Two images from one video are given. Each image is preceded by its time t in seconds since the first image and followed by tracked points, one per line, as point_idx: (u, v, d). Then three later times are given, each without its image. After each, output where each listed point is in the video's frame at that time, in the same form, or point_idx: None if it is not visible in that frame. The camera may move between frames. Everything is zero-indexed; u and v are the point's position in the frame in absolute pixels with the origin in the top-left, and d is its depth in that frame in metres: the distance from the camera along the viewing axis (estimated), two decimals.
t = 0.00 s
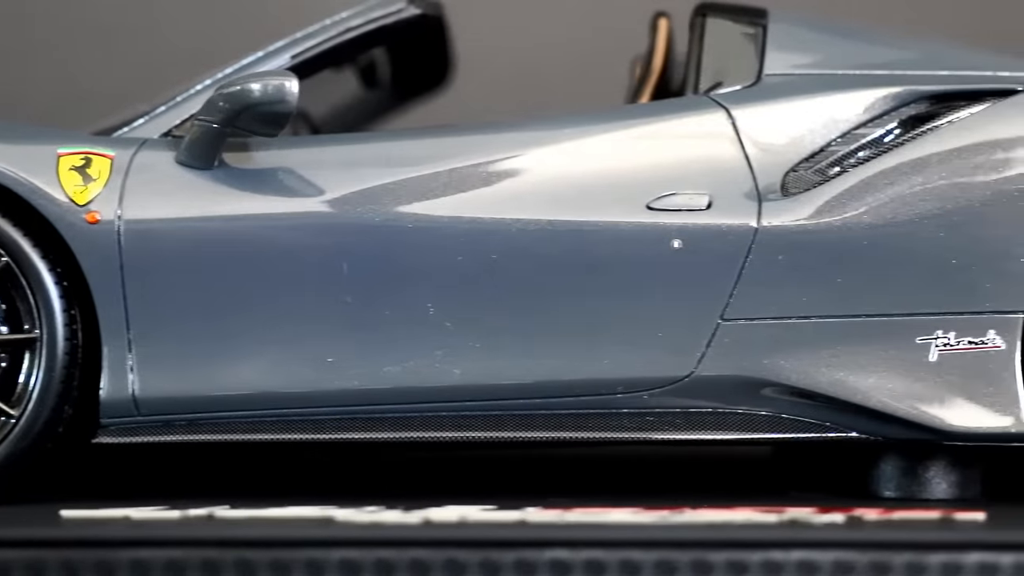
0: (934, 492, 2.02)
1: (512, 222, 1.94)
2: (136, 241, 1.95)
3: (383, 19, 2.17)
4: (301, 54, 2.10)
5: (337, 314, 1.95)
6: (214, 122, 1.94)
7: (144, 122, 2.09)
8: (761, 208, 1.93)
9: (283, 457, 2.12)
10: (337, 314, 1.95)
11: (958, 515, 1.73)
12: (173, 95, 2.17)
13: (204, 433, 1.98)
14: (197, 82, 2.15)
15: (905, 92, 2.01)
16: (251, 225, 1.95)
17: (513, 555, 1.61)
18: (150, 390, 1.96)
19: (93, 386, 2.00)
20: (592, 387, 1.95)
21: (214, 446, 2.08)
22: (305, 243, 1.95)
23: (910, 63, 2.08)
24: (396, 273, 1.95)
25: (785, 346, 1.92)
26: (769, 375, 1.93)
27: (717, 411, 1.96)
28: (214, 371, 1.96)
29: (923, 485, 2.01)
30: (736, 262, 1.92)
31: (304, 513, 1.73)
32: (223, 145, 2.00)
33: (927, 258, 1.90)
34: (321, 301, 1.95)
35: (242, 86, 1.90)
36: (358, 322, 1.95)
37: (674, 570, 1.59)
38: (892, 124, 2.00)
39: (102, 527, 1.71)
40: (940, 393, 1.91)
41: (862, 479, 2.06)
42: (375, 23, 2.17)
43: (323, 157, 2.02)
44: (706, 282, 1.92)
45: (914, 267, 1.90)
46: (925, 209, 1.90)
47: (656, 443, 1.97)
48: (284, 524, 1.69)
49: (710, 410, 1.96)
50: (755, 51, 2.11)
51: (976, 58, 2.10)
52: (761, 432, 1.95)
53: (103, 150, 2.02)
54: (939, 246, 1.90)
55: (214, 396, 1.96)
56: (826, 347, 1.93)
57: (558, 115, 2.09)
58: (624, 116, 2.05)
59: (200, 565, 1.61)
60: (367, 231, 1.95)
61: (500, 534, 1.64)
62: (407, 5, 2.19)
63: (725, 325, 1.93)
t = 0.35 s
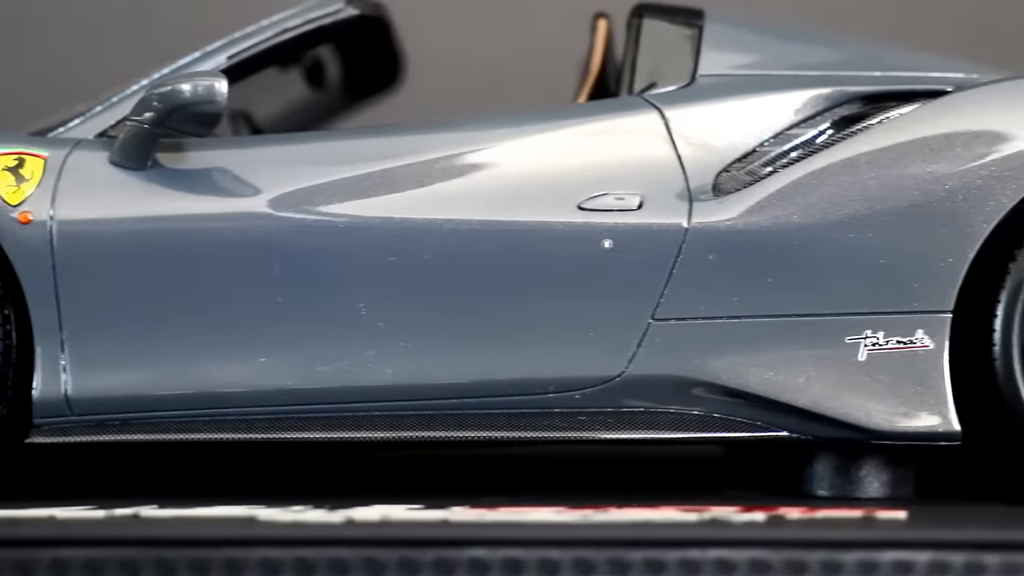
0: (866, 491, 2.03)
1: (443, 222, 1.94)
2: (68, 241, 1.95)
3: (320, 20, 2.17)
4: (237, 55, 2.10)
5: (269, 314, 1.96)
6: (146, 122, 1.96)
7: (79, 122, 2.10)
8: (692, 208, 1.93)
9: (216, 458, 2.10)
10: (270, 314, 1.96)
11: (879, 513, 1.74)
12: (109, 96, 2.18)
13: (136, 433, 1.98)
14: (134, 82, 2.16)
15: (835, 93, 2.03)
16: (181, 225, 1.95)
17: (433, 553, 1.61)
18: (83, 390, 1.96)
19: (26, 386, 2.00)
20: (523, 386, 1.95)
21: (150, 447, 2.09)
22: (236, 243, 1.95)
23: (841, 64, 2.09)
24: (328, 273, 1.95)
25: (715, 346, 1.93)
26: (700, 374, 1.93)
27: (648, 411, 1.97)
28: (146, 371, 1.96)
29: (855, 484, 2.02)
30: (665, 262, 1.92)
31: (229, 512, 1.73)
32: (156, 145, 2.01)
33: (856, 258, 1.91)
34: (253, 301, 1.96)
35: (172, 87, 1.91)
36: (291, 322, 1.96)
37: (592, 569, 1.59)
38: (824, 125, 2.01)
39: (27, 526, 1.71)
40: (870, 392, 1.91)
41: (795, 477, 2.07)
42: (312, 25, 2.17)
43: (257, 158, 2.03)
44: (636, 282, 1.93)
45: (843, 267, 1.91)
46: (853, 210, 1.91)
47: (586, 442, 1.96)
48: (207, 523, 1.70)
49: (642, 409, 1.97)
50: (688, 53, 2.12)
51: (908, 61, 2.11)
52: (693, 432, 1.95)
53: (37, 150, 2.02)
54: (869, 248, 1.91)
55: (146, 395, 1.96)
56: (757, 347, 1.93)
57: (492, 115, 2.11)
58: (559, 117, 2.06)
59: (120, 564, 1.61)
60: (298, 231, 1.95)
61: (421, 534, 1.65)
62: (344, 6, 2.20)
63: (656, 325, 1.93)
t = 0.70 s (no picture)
0: (796, 490, 2.04)
1: (371, 223, 1.95)
2: None
3: (253, 21, 2.17)
4: (169, 55, 2.10)
5: (198, 314, 1.96)
6: (74, 122, 1.97)
7: (11, 122, 2.10)
8: (619, 208, 1.94)
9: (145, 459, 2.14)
10: (198, 314, 1.96)
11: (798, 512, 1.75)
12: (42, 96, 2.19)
13: (66, 433, 1.99)
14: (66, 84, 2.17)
15: (764, 94, 2.03)
16: (107, 226, 1.96)
17: (348, 552, 1.61)
18: (12, 391, 1.97)
19: None
20: (451, 386, 1.96)
21: (82, 448, 2.09)
22: (165, 243, 1.96)
23: (771, 67, 2.10)
24: (256, 273, 1.96)
25: (643, 345, 1.93)
26: (628, 374, 1.94)
27: (576, 411, 1.97)
28: (74, 371, 1.97)
29: (785, 484, 2.03)
30: (592, 262, 1.93)
31: (150, 512, 1.74)
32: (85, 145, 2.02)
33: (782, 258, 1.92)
34: (182, 301, 1.96)
35: (100, 87, 1.93)
36: (219, 323, 1.96)
37: (507, 569, 1.60)
38: (752, 126, 2.01)
39: None
40: (796, 392, 1.92)
41: (726, 477, 2.08)
42: (245, 25, 2.17)
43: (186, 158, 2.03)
44: (562, 282, 1.93)
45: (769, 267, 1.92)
46: (779, 211, 1.92)
47: (516, 440, 1.99)
48: (126, 522, 1.70)
49: (570, 409, 1.98)
50: (620, 53, 2.12)
51: (838, 61, 2.12)
52: (620, 431, 1.97)
53: None
54: (794, 246, 1.92)
55: (75, 395, 1.97)
56: (684, 347, 1.93)
57: (423, 117, 2.12)
58: (490, 117, 2.07)
59: (36, 563, 1.61)
60: (227, 232, 1.95)
61: (338, 533, 1.65)
62: (278, 7, 2.20)
63: (584, 324, 1.94)
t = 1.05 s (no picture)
0: (723, 490, 2.05)
1: (296, 224, 1.95)
2: None
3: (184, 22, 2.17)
4: (98, 56, 2.10)
5: (123, 314, 1.96)
6: None
7: None
8: (543, 209, 1.95)
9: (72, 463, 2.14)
10: (124, 314, 1.96)
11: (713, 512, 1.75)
12: None
13: None
14: None
15: (689, 95, 2.05)
16: (31, 226, 1.95)
17: (258, 552, 1.61)
18: None
19: None
20: (376, 386, 1.96)
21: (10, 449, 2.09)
22: (90, 243, 1.95)
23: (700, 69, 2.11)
24: (180, 273, 1.95)
25: (568, 345, 1.94)
26: (553, 373, 1.94)
27: (500, 411, 1.98)
28: None
29: (714, 484, 2.03)
30: (517, 261, 1.93)
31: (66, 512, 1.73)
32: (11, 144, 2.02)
33: (704, 258, 1.93)
34: (107, 302, 1.96)
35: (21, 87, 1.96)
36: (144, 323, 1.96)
37: (416, 569, 1.60)
38: (678, 127, 2.02)
39: None
40: (719, 392, 1.92)
41: (655, 477, 2.09)
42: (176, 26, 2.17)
43: (113, 158, 2.04)
44: (484, 282, 1.94)
45: (691, 267, 1.93)
46: (703, 211, 1.92)
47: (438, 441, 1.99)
48: (39, 522, 1.69)
49: (496, 408, 1.98)
50: (549, 54, 2.12)
51: (766, 64, 2.13)
52: (546, 430, 1.98)
53: None
54: (716, 246, 1.92)
55: None
56: (607, 348, 1.94)
57: (351, 118, 2.12)
58: (417, 117, 2.08)
59: None
60: (151, 232, 1.95)
61: (250, 533, 1.65)
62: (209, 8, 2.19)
63: (508, 324, 1.94)
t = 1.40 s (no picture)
0: (644, 489, 2.06)
1: (214, 225, 1.95)
2: None
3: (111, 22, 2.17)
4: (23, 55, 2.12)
5: (41, 314, 1.96)
6: None
7: None
8: (460, 209, 1.95)
9: None
10: (42, 314, 1.96)
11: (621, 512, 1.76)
12: None
13: None
14: None
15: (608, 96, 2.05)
16: None
17: (162, 551, 1.61)
18: None
19: None
20: (294, 386, 1.97)
21: None
22: (8, 243, 1.95)
23: (624, 69, 2.12)
24: (98, 274, 1.96)
25: (485, 345, 1.95)
26: (469, 373, 1.95)
27: (418, 412, 1.98)
28: None
29: (633, 483, 2.05)
30: (434, 261, 1.94)
31: None
32: None
33: (619, 258, 1.93)
34: (26, 301, 1.96)
35: None
36: (61, 323, 1.97)
37: (318, 568, 1.60)
38: (598, 128, 2.03)
39: None
40: (634, 393, 1.93)
41: (577, 476, 2.10)
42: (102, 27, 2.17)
43: (34, 157, 2.03)
44: (401, 282, 1.94)
45: (607, 268, 1.93)
46: (618, 212, 1.93)
47: (354, 441, 2.00)
48: None
49: (414, 409, 1.98)
50: (472, 54, 2.12)
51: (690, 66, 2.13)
52: (464, 429, 1.99)
53: None
54: (632, 247, 1.93)
55: None
56: (523, 348, 1.95)
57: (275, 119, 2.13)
58: (337, 117, 2.08)
59: None
60: (70, 233, 1.96)
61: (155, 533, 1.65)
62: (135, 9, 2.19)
63: (425, 324, 1.95)
